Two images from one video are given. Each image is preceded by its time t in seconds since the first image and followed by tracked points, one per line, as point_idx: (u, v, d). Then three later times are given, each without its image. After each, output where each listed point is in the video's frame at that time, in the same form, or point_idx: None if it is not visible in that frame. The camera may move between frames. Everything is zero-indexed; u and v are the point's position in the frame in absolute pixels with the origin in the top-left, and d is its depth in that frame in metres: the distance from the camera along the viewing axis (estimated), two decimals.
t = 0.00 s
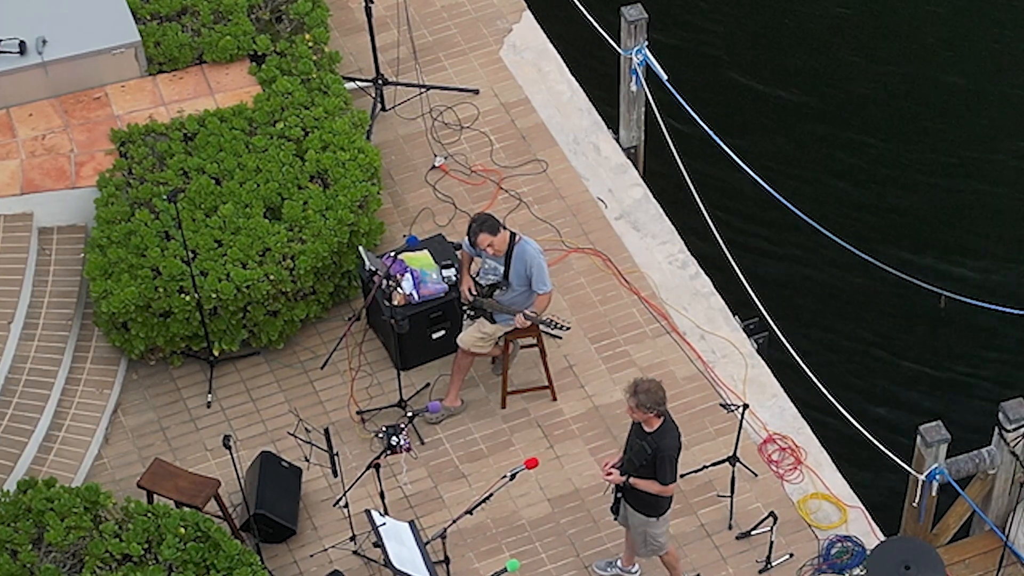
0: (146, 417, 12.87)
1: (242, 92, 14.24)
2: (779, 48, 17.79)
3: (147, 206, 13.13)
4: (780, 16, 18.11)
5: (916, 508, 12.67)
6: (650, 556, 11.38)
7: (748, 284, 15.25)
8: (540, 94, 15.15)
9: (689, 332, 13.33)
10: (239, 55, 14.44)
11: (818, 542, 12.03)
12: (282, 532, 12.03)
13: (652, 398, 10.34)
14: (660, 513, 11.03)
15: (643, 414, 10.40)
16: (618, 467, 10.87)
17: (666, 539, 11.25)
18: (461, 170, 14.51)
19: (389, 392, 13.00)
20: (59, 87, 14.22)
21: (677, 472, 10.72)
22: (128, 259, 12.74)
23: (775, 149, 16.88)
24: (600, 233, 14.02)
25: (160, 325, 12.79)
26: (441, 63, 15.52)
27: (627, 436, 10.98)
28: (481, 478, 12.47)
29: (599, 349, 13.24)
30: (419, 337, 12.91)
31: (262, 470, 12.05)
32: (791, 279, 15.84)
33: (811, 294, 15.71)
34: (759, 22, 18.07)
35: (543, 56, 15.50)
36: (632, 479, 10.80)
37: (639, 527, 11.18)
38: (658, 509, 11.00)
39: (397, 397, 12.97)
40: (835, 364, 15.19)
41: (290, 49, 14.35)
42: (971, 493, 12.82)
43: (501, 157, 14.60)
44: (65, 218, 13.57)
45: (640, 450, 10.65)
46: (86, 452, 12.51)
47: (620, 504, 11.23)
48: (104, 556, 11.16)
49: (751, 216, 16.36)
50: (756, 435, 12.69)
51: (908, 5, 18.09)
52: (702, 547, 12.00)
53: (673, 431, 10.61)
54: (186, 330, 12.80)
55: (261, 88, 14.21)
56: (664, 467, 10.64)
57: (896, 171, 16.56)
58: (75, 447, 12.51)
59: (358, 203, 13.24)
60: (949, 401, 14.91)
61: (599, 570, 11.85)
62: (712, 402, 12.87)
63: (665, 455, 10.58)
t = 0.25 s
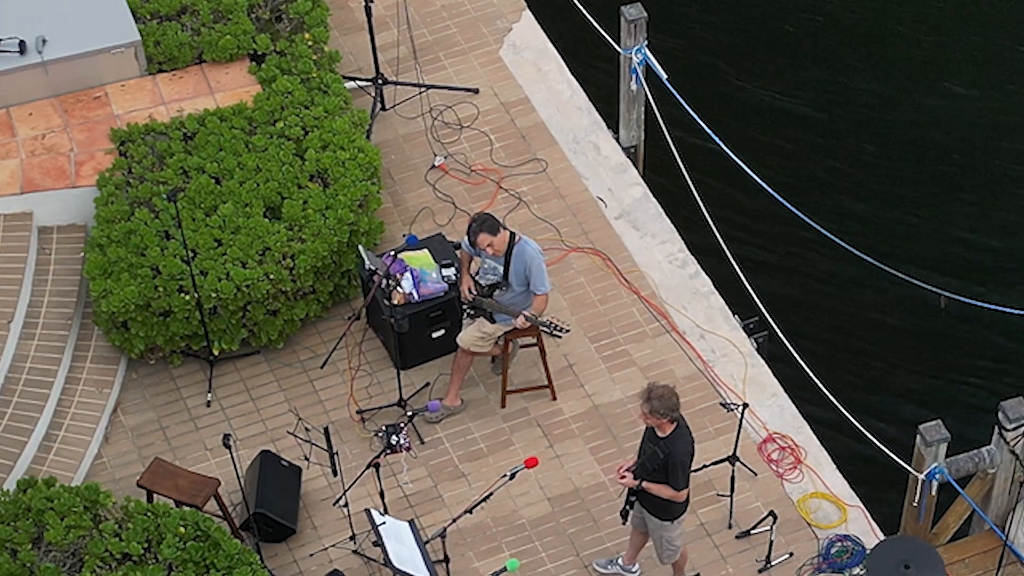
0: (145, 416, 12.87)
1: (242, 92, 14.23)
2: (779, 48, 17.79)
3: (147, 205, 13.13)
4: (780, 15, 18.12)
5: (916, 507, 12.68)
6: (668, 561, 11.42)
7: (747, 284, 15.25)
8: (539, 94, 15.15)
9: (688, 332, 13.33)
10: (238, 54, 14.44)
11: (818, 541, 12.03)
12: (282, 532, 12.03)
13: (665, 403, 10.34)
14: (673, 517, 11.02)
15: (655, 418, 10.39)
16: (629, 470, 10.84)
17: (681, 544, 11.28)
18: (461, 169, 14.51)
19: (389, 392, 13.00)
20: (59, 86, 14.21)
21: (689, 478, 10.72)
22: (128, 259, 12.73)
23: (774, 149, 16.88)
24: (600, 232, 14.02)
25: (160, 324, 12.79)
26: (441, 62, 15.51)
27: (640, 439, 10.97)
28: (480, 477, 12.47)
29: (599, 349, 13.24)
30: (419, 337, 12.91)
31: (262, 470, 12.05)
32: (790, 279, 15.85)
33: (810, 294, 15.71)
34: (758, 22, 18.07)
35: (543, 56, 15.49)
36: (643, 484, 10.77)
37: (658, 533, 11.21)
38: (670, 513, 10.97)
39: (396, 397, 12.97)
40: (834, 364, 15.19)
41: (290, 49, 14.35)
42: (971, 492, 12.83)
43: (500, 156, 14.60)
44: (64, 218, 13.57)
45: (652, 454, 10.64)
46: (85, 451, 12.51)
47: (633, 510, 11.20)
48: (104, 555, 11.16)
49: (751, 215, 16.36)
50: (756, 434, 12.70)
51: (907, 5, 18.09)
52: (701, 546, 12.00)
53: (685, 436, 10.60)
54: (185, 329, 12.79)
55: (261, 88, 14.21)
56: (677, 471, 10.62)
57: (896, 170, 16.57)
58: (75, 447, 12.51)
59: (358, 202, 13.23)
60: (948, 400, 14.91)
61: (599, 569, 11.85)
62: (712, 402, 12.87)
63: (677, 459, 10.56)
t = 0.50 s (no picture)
0: (146, 416, 12.86)
1: (241, 91, 14.23)
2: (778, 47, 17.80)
3: (147, 205, 13.13)
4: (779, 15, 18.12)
5: (916, 506, 12.68)
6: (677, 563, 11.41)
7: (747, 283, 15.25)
8: (539, 94, 15.14)
9: (688, 331, 13.33)
10: (238, 54, 14.43)
11: (817, 541, 12.03)
12: (282, 531, 12.03)
13: (672, 407, 10.31)
14: (683, 519, 11.02)
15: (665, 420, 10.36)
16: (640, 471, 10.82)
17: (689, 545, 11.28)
18: (461, 169, 14.50)
19: (389, 391, 13.00)
20: (59, 86, 14.21)
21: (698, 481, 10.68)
22: (128, 259, 12.73)
23: (774, 148, 16.87)
24: (600, 232, 14.01)
25: (160, 324, 12.79)
26: (441, 62, 15.51)
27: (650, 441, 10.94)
28: (480, 477, 12.47)
29: (599, 348, 13.23)
30: (418, 336, 12.91)
31: (262, 469, 12.04)
32: (791, 278, 15.84)
33: (810, 293, 15.71)
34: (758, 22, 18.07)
35: (543, 55, 15.49)
36: (653, 485, 10.76)
37: (667, 536, 11.20)
38: (679, 515, 10.99)
39: (396, 397, 12.97)
40: (834, 363, 15.19)
41: (290, 49, 14.35)
42: (971, 491, 12.83)
43: (500, 156, 14.59)
44: (64, 218, 13.57)
45: (662, 456, 10.62)
46: (85, 451, 12.51)
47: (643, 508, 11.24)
48: (104, 555, 11.16)
49: (751, 215, 16.36)
50: (755, 434, 12.70)
51: (906, 5, 18.09)
52: (702, 546, 12.00)
53: (694, 439, 10.56)
54: (185, 329, 12.79)
55: (260, 87, 14.20)
56: (686, 474, 10.60)
57: (896, 170, 16.57)
58: (75, 446, 12.51)
59: (358, 202, 13.23)
60: (949, 400, 14.91)
61: (601, 566, 11.85)
62: (712, 401, 12.87)
63: (686, 462, 10.53)
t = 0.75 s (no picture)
0: (145, 416, 12.86)
1: (241, 91, 14.22)
2: (778, 47, 17.79)
3: (147, 205, 13.12)
4: (779, 15, 18.12)
5: (916, 507, 12.68)
6: (679, 565, 11.41)
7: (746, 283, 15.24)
8: (539, 94, 15.14)
9: (688, 331, 13.33)
10: (238, 54, 14.43)
11: (817, 541, 12.03)
12: (282, 531, 12.03)
13: (676, 408, 10.32)
14: (686, 520, 11.03)
15: (667, 421, 10.37)
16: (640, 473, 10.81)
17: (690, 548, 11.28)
18: (461, 169, 14.50)
19: (389, 391, 13.00)
20: (59, 86, 14.21)
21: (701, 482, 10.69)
22: (128, 259, 12.73)
23: (774, 148, 16.86)
24: (600, 232, 14.01)
25: (159, 324, 12.78)
26: (441, 62, 15.51)
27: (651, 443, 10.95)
28: (480, 477, 12.47)
29: (599, 348, 13.23)
30: (418, 336, 12.91)
31: (262, 469, 12.04)
32: (791, 278, 15.83)
33: (810, 293, 15.70)
34: (757, 21, 18.07)
35: (543, 55, 15.49)
36: (655, 487, 10.74)
37: (669, 537, 11.20)
38: (680, 515, 11.00)
39: (396, 397, 12.96)
40: (834, 363, 15.19)
41: (290, 49, 14.34)
42: (971, 491, 12.83)
43: (500, 156, 14.59)
44: (63, 218, 13.56)
45: (664, 458, 10.62)
46: (85, 451, 12.51)
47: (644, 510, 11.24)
48: (104, 555, 11.16)
49: (751, 214, 16.36)
50: (755, 434, 12.69)
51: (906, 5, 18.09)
52: (702, 546, 11.99)
53: (697, 440, 10.58)
54: (185, 329, 12.79)
55: (260, 87, 14.20)
56: (688, 475, 10.60)
57: (896, 170, 16.56)
58: (74, 446, 12.50)
59: (357, 202, 13.23)
60: (949, 400, 14.91)
61: (601, 567, 11.84)
62: (711, 401, 12.86)
63: (689, 463, 10.54)
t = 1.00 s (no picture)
0: (145, 416, 12.86)
1: (241, 91, 14.22)
2: (777, 47, 17.79)
3: (146, 205, 13.12)
4: (778, 15, 18.11)
5: (915, 507, 12.68)
6: (675, 565, 11.39)
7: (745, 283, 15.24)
8: (539, 94, 15.14)
9: (687, 332, 13.32)
10: (237, 54, 14.42)
11: (817, 541, 12.02)
12: (281, 532, 12.03)
13: (674, 405, 10.34)
14: (683, 519, 11.03)
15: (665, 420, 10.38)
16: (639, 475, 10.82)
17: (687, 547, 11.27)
18: (461, 169, 14.49)
19: (388, 392, 12.99)
20: (58, 87, 14.20)
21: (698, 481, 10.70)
22: (127, 259, 12.72)
23: (774, 148, 16.86)
24: (599, 232, 14.01)
25: (158, 324, 12.78)
26: (440, 62, 15.50)
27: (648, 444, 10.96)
28: (480, 477, 12.47)
29: (598, 349, 13.23)
30: (417, 337, 12.91)
31: (261, 470, 12.03)
32: (790, 279, 15.83)
33: (809, 293, 15.70)
34: (756, 22, 18.06)
35: (542, 55, 15.49)
36: (653, 487, 10.74)
37: (665, 537, 11.19)
38: (677, 515, 10.99)
39: (395, 397, 12.96)
40: (833, 364, 15.19)
41: (289, 49, 14.34)
42: (970, 492, 12.83)
43: (499, 156, 14.59)
44: (63, 218, 13.56)
45: (662, 458, 10.62)
46: (84, 451, 12.50)
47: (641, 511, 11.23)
48: (103, 555, 11.16)
49: (750, 215, 16.36)
50: (755, 434, 12.69)
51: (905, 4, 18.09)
52: (701, 546, 11.99)
53: (694, 440, 10.59)
54: (184, 329, 12.79)
55: (260, 87, 14.19)
56: (686, 475, 10.61)
57: (896, 170, 16.55)
58: (73, 447, 12.50)
59: (357, 202, 13.22)
60: (948, 401, 14.90)
61: (600, 568, 11.83)
62: (711, 402, 12.86)
63: (686, 463, 10.55)
